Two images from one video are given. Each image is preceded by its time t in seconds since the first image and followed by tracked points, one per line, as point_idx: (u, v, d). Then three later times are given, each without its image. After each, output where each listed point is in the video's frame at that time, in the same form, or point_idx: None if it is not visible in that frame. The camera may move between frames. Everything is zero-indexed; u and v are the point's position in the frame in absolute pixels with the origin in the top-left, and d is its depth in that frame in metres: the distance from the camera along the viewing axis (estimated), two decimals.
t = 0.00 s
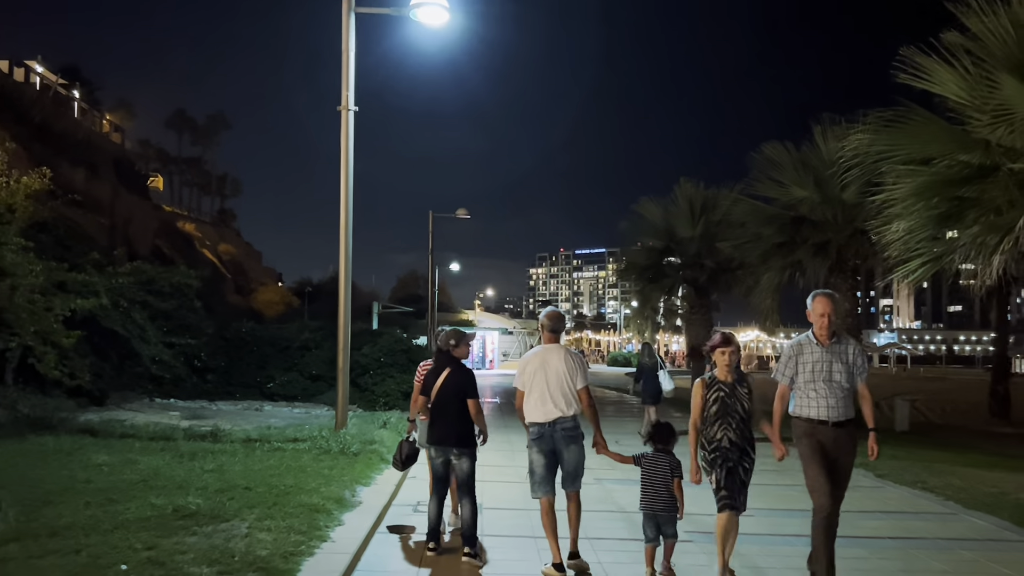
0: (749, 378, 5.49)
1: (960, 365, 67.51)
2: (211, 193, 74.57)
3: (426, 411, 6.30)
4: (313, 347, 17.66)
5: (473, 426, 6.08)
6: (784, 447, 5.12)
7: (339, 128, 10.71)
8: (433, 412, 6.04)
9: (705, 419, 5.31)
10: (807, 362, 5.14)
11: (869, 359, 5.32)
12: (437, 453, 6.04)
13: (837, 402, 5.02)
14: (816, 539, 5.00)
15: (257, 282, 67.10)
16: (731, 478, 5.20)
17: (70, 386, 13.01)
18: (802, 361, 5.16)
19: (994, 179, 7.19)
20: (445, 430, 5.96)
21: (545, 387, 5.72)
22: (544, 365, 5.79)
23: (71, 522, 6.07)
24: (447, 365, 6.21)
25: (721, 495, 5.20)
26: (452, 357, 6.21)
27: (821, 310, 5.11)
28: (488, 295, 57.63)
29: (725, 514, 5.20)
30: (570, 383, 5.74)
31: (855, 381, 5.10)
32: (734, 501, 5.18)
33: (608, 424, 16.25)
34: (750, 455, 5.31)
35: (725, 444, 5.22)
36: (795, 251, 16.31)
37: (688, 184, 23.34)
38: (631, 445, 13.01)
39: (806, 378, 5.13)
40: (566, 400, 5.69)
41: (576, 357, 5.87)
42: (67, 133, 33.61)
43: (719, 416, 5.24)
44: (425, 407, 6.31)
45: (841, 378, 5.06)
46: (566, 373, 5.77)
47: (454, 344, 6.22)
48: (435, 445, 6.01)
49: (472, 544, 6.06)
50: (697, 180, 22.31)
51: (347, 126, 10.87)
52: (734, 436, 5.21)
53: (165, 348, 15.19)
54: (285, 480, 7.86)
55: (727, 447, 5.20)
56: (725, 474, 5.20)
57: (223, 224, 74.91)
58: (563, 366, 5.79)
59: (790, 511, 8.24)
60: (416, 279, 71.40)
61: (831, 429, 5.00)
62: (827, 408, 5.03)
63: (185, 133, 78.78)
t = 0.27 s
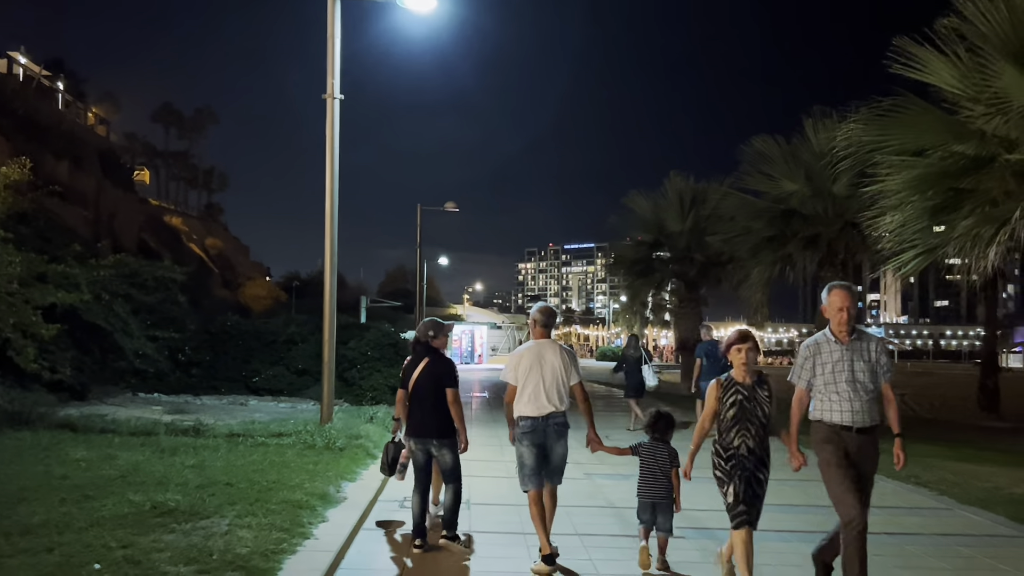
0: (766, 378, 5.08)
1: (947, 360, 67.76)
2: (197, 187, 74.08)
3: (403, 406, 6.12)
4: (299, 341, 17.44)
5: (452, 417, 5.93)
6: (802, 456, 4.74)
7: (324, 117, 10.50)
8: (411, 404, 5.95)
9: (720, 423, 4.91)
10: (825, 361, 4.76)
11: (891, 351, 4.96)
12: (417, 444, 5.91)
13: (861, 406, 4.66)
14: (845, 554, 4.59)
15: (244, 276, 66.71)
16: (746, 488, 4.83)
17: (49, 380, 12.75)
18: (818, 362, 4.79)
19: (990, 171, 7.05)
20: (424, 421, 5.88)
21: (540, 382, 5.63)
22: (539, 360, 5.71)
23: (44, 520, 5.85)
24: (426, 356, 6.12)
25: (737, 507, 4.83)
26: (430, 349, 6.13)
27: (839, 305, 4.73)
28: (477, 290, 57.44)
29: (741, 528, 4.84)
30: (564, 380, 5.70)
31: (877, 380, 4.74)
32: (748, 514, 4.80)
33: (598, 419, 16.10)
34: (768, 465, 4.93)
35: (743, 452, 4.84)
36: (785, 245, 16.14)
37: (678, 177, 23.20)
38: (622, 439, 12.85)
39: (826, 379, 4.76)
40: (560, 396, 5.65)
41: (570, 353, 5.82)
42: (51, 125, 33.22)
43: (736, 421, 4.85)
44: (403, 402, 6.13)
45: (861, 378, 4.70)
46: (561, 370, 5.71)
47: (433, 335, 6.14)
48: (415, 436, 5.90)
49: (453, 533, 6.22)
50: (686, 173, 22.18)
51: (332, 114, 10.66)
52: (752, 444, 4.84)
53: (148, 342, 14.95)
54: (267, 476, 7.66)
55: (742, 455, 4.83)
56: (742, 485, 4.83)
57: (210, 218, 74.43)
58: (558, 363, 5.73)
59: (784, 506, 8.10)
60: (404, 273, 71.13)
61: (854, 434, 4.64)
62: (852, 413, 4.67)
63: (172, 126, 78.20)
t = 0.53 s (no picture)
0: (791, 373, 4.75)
1: (936, 357, 67.93)
2: (185, 183, 73.60)
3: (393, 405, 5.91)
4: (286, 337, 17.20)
5: (441, 414, 5.77)
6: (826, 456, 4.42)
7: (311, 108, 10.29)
8: (401, 402, 5.73)
9: (740, 422, 4.57)
10: (856, 352, 4.42)
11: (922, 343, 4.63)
12: (405, 444, 5.71)
13: (892, 401, 4.32)
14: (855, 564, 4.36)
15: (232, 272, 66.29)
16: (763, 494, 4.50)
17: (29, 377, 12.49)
18: (849, 351, 4.44)
19: (987, 163, 6.78)
20: (414, 419, 5.68)
21: (536, 377, 5.45)
22: (535, 355, 5.52)
23: (16, 524, 5.63)
24: (418, 353, 5.89)
25: (752, 512, 4.50)
26: (423, 344, 5.90)
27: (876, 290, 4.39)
28: (467, 286, 57.21)
29: (755, 536, 4.50)
30: (559, 375, 5.53)
31: (911, 374, 4.41)
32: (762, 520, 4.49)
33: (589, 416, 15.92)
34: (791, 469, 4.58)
35: (764, 454, 4.49)
36: (777, 240, 15.95)
37: (669, 173, 23.03)
38: (613, 437, 12.66)
39: (855, 370, 4.42)
40: (556, 391, 5.48)
41: (565, 349, 5.67)
42: (36, 120, 32.84)
43: (757, 421, 4.52)
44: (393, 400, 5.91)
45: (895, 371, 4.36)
46: (556, 365, 5.54)
47: (425, 332, 5.90)
48: (404, 436, 5.69)
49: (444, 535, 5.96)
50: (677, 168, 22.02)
51: (319, 106, 10.43)
52: (774, 445, 4.50)
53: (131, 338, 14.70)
54: (250, 477, 7.44)
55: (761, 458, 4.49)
56: (760, 490, 4.50)
57: (197, 213, 73.96)
58: (553, 358, 5.56)
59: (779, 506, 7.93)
60: (394, 269, 70.85)
61: (885, 432, 4.31)
62: (881, 408, 4.33)
63: (159, 121, 77.65)
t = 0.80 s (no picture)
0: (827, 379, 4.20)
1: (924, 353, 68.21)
2: (172, 178, 73.16)
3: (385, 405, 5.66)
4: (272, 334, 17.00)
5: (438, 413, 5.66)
6: (861, 479, 3.97)
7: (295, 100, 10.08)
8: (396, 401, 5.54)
9: (774, 438, 4.04)
10: (894, 364, 3.93)
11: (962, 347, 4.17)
12: (402, 445, 5.51)
13: (935, 420, 3.86)
14: None
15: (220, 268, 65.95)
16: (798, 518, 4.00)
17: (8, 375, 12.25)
18: (885, 362, 3.96)
19: (983, 157, 6.61)
20: (408, 419, 5.50)
21: (521, 374, 5.30)
22: (521, 353, 5.36)
23: None
24: (415, 352, 5.68)
25: (785, 540, 4.01)
26: (418, 342, 5.69)
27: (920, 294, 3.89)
28: (456, 283, 57.08)
29: (790, 566, 4.02)
30: (546, 373, 5.37)
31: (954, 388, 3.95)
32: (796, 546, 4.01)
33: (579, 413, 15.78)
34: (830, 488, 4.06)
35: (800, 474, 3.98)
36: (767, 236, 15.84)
37: (659, 168, 22.90)
38: (602, 435, 12.51)
39: (893, 385, 3.93)
40: (542, 388, 5.32)
41: (552, 346, 5.50)
42: (20, 114, 32.51)
43: (792, 437, 3.99)
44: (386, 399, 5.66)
45: (936, 386, 3.89)
46: (544, 363, 5.38)
47: (424, 329, 5.74)
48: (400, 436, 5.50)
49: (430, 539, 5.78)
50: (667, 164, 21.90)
51: (304, 97, 10.23)
52: (810, 464, 3.98)
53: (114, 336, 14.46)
54: (232, 478, 7.24)
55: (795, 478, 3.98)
56: (796, 514, 4.00)
57: (185, 209, 73.55)
58: (539, 356, 5.39)
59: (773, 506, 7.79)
60: (383, 266, 70.65)
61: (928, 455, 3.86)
62: (925, 427, 3.87)
63: (146, 117, 77.16)
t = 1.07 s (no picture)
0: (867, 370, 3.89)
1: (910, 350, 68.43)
2: (158, 174, 72.64)
3: (378, 403, 5.42)
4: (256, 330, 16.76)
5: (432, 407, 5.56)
6: (901, 479, 3.69)
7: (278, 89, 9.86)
8: (392, 397, 5.34)
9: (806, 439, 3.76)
10: (940, 348, 3.63)
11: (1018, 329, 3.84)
12: (397, 441, 5.32)
13: (986, 409, 3.54)
14: None
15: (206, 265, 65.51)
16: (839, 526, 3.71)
17: None
18: (929, 346, 3.66)
19: (979, 149, 6.38)
20: (405, 415, 5.31)
21: (500, 368, 5.15)
22: (497, 349, 5.21)
23: None
24: (413, 346, 5.50)
25: (826, 549, 3.74)
26: (416, 336, 5.52)
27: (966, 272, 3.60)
28: (443, 279, 56.83)
29: None
30: (524, 366, 5.23)
31: (1007, 373, 3.62)
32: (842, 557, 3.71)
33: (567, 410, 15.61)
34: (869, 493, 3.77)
35: (836, 480, 3.70)
36: (757, 231, 15.69)
37: (647, 164, 22.75)
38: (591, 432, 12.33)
39: (940, 370, 3.63)
40: (521, 380, 5.17)
41: (528, 339, 5.36)
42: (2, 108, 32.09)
43: (825, 439, 3.71)
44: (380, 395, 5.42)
45: (987, 371, 3.58)
46: (523, 357, 5.24)
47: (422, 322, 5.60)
48: (395, 431, 5.30)
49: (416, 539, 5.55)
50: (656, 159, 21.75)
51: (287, 87, 10.01)
52: (848, 468, 3.69)
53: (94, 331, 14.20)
54: (211, 476, 7.02)
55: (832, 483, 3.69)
56: (834, 521, 3.72)
57: (171, 206, 73.05)
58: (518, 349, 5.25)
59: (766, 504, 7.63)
60: (371, 263, 70.36)
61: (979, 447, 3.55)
62: (974, 419, 3.56)
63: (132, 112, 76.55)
